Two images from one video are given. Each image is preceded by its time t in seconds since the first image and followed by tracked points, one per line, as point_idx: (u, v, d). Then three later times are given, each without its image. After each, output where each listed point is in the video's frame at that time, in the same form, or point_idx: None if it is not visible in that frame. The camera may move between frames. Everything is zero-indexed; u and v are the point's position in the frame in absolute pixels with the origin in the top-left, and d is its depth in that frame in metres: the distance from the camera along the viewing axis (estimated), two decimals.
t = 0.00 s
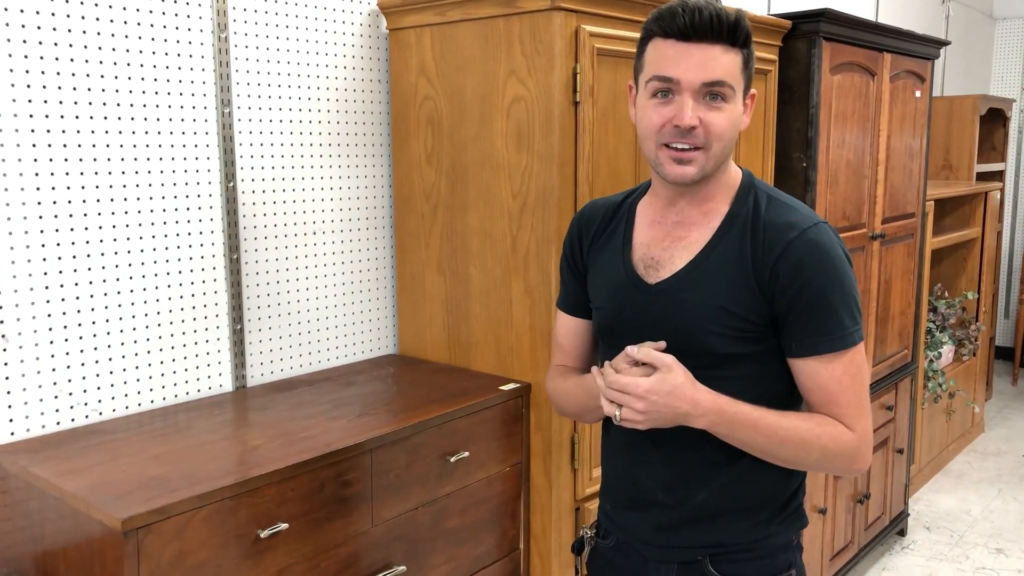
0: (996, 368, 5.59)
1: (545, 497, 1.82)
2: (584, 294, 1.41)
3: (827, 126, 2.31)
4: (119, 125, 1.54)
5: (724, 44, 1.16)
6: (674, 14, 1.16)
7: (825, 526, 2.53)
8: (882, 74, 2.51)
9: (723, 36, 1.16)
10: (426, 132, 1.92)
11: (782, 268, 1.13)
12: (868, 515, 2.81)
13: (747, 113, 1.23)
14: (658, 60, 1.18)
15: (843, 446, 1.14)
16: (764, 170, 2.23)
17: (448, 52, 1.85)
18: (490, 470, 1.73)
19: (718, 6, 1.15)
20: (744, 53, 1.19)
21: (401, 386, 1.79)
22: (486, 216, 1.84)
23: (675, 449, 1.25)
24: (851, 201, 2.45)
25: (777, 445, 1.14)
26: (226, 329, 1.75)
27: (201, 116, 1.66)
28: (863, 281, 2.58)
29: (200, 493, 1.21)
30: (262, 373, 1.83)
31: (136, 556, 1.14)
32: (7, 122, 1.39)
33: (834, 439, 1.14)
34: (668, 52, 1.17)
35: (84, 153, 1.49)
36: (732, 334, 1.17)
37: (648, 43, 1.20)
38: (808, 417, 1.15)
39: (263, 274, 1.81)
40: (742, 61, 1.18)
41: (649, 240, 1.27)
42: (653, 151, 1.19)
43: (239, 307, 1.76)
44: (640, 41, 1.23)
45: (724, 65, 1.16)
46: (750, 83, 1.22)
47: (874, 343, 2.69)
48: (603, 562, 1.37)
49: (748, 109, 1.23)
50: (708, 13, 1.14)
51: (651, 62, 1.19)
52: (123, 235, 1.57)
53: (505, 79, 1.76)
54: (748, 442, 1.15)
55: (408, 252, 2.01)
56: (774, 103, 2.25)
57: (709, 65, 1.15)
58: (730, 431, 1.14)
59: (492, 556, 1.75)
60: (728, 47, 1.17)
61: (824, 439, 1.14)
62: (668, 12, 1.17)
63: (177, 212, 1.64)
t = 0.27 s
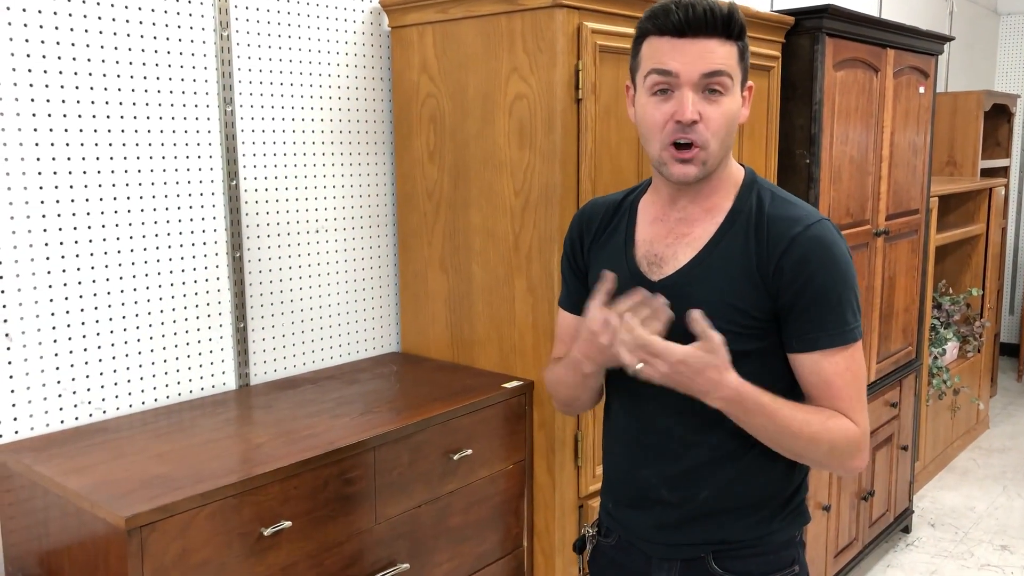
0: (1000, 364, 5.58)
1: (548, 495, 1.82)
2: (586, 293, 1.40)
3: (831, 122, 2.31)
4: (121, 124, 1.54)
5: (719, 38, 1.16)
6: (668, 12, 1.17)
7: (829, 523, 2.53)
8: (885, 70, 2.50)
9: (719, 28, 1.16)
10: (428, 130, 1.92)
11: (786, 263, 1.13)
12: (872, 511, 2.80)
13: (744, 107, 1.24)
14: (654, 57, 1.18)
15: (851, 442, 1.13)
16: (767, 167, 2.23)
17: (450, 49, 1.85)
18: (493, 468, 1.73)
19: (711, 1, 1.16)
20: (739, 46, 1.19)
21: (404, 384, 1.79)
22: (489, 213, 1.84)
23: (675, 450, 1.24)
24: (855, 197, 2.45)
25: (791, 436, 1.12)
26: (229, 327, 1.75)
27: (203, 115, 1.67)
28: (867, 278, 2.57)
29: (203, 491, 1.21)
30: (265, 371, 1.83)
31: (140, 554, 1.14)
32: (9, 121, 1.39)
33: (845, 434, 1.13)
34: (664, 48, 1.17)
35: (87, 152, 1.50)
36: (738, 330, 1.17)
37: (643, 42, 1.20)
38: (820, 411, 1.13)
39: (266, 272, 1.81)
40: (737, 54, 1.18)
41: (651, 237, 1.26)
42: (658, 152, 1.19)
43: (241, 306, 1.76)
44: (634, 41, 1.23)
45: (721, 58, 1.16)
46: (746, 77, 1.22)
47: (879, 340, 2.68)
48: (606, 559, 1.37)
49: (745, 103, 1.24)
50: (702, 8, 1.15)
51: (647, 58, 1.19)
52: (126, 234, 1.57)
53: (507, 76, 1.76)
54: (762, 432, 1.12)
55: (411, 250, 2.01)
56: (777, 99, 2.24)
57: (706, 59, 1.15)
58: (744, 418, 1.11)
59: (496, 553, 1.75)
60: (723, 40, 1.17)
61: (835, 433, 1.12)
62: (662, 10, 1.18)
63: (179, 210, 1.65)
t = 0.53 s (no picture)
0: (999, 363, 5.58)
1: (547, 495, 1.82)
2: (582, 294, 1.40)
3: (829, 122, 2.31)
4: (119, 124, 1.54)
5: (711, 36, 1.16)
6: (659, 12, 1.17)
7: (828, 522, 2.53)
8: (884, 69, 2.50)
9: (709, 28, 1.16)
10: (426, 130, 1.92)
11: (786, 262, 1.13)
12: (871, 511, 2.80)
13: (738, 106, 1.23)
14: (646, 56, 1.18)
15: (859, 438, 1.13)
16: (765, 167, 2.22)
17: (448, 49, 1.85)
18: (492, 468, 1.73)
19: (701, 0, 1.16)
20: (732, 44, 1.19)
21: (403, 384, 1.79)
22: (488, 213, 1.84)
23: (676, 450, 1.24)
24: (853, 197, 2.45)
25: (817, 436, 1.10)
26: (228, 327, 1.75)
27: (201, 115, 1.66)
28: (865, 277, 2.57)
29: (201, 491, 1.21)
30: (264, 371, 1.83)
31: (137, 554, 1.14)
32: (7, 121, 1.39)
33: (854, 429, 1.13)
34: (655, 48, 1.17)
35: (84, 152, 1.49)
36: (737, 329, 1.17)
37: (635, 43, 1.21)
38: (833, 409, 1.13)
39: (264, 272, 1.81)
40: (728, 53, 1.18)
41: (648, 238, 1.26)
42: (651, 149, 1.19)
43: (240, 306, 1.76)
44: (626, 42, 1.24)
45: (713, 56, 1.16)
46: (739, 75, 1.22)
47: (877, 340, 2.68)
48: (604, 559, 1.37)
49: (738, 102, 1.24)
50: (692, 7, 1.15)
51: (639, 58, 1.19)
52: (124, 234, 1.57)
53: (505, 76, 1.76)
54: (792, 436, 1.09)
55: (409, 250, 2.01)
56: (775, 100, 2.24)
57: (698, 58, 1.15)
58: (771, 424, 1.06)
59: (494, 553, 1.75)
60: (715, 39, 1.17)
61: (847, 428, 1.12)
62: (653, 10, 1.18)
63: (177, 211, 1.64)
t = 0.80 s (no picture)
0: (997, 362, 5.59)
1: (545, 494, 1.82)
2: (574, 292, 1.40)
3: (826, 121, 2.31)
4: (115, 123, 1.53)
5: (706, 36, 1.17)
6: (656, 8, 1.17)
7: (826, 521, 2.53)
8: (881, 68, 2.50)
9: (705, 27, 1.16)
10: (424, 129, 1.92)
11: (773, 262, 1.13)
12: (869, 510, 2.80)
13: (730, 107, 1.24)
14: (641, 52, 1.18)
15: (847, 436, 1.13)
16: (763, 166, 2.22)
17: (445, 48, 1.85)
18: (489, 467, 1.73)
19: None
20: (726, 45, 1.20)
21: (400, 383, 1.79)
22: (486, 214, 1.83)
23: (672, 451, 1.24)
24: (851, 196, 2.45)
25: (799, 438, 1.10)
26: (225, 327, 1.75)
27: (198, 114, 1.66)
28: (863, 276, 2.57)
29: (198, 491, 1.21)
30: (261, 371, 1.83)
31: (135, 554, 1.14)
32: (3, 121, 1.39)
33: (841, 429, 1.12)
34: (650, 45, 1.17)
35: (81, 152, 1.49)
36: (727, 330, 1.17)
37: (631, 38, 1.21)
38: (818, 408, 1.12)
39: (261, 272, 1.81)
40: (723, 53, 1.18)
41: (639, 239, 1.25)
42: (640, 145, 1.18)
43: (237, 306, 1.76)
44: (621, 38, 1.24)
45: (707, 56, 1.16)
46: (733, 77, 1.22)
47: (875, 339, 2.68)
48: (601, 558, 1.37)
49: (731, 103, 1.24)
50: (690, 5, 1.15)
51: (633, 54, 1.19)
52: (121, 233, 1.56)
53: (502, 75, 1.75)
54: (769, 435, 1.10)
55: (406, 249, 2.01)
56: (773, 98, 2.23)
57: (692, 56, 1.15)
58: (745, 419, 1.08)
59: (493, 552, 1.75)
60: (710, 38, 1.17)
61: (834, 428, 1.12)
62: (650, 6, 1.18)
63: (174, 210, 1.64)
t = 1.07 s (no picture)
0: (997, 362, 5.58)
1: (545, 495, 1.82)
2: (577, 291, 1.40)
3: (827, 120, 2.30)
4: (115, 122, 1.53)
5: (713, 32, 1.16)
6: (663, 3, 1.16)
7: (826, 521, 2.53)
8: (881, 68, 2.50)
9: (711, 23, 1.16)
10: (423, 128, 1.92)
11: (779, 265, 1.12)
12: (869, 509, 2.80)
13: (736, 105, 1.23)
14: (647, 49, 1.18)
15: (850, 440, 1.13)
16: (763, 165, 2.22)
17: (445, 48, 1.85)
18: (489, 466, 1.72)
19: None
20: (733, 41, 1.20)
21: (400, 383, 1.79)
22: (486, 213, 1.83)
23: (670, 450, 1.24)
24: (851, 196, 2.45)
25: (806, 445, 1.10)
26: (224, 326, 1.75)
27: (198, 113, 1.66)
28: (863, 275, 2.57)
29: (197, 491, 1.21)
30: (260, 370, 1.82)
31: (134, 554, 1.14)
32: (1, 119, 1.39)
33: (843, 432, 1.13)
34: (655, 41, 1.17)
35: (80, 150, 1.49)
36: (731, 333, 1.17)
37: (636, 34, 1.20)
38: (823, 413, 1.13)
39: (261, 271, 1.81)
40: (730, 50, 1.18)
41: (643, 239, 1.25)
42: (645, 143, 1.18)
43: (236, 305, 1.76)
44: (627, 33, 1.23)
45: (714, 52, 1.16)
46: (739, 74, 1.22)
47: (875, 338, 2.68)
48: (601, 557, 1.37)
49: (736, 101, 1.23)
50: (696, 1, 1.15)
51: (638, 50, 1.19)
52: (120, 232, 1.56)
53: (502, 74, 1.75)
54: (773, 438, 1.09)
55: (405, 248, 2.01)
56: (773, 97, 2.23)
57: (699, 52, 1.15)
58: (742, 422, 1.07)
59: (492, 552, 1.75)
60: (716, 34, 1.17)
61: (837, 432, 1.12)
62: (656, 2, 1.17)
63: (174, 209, 1.64)
